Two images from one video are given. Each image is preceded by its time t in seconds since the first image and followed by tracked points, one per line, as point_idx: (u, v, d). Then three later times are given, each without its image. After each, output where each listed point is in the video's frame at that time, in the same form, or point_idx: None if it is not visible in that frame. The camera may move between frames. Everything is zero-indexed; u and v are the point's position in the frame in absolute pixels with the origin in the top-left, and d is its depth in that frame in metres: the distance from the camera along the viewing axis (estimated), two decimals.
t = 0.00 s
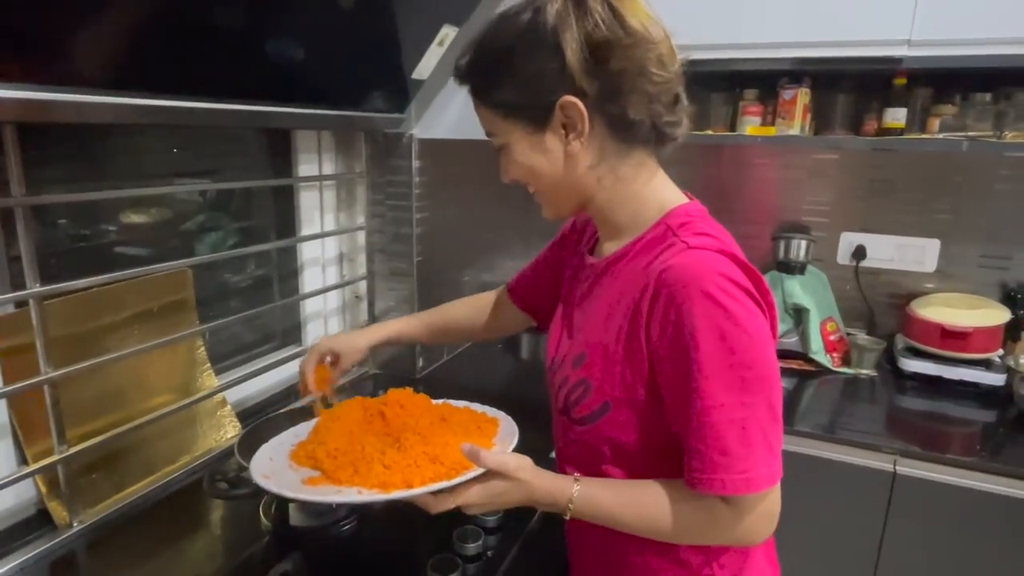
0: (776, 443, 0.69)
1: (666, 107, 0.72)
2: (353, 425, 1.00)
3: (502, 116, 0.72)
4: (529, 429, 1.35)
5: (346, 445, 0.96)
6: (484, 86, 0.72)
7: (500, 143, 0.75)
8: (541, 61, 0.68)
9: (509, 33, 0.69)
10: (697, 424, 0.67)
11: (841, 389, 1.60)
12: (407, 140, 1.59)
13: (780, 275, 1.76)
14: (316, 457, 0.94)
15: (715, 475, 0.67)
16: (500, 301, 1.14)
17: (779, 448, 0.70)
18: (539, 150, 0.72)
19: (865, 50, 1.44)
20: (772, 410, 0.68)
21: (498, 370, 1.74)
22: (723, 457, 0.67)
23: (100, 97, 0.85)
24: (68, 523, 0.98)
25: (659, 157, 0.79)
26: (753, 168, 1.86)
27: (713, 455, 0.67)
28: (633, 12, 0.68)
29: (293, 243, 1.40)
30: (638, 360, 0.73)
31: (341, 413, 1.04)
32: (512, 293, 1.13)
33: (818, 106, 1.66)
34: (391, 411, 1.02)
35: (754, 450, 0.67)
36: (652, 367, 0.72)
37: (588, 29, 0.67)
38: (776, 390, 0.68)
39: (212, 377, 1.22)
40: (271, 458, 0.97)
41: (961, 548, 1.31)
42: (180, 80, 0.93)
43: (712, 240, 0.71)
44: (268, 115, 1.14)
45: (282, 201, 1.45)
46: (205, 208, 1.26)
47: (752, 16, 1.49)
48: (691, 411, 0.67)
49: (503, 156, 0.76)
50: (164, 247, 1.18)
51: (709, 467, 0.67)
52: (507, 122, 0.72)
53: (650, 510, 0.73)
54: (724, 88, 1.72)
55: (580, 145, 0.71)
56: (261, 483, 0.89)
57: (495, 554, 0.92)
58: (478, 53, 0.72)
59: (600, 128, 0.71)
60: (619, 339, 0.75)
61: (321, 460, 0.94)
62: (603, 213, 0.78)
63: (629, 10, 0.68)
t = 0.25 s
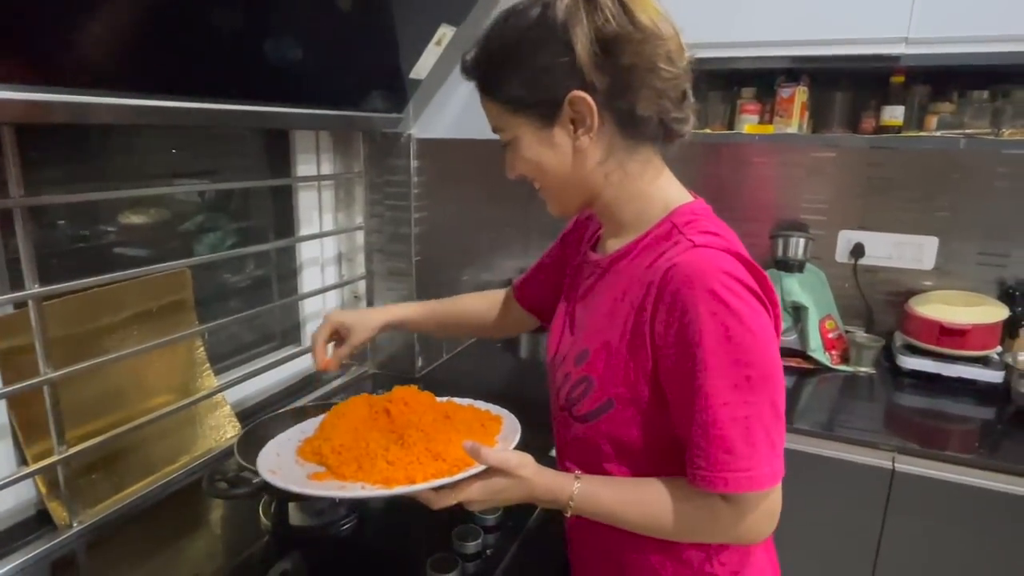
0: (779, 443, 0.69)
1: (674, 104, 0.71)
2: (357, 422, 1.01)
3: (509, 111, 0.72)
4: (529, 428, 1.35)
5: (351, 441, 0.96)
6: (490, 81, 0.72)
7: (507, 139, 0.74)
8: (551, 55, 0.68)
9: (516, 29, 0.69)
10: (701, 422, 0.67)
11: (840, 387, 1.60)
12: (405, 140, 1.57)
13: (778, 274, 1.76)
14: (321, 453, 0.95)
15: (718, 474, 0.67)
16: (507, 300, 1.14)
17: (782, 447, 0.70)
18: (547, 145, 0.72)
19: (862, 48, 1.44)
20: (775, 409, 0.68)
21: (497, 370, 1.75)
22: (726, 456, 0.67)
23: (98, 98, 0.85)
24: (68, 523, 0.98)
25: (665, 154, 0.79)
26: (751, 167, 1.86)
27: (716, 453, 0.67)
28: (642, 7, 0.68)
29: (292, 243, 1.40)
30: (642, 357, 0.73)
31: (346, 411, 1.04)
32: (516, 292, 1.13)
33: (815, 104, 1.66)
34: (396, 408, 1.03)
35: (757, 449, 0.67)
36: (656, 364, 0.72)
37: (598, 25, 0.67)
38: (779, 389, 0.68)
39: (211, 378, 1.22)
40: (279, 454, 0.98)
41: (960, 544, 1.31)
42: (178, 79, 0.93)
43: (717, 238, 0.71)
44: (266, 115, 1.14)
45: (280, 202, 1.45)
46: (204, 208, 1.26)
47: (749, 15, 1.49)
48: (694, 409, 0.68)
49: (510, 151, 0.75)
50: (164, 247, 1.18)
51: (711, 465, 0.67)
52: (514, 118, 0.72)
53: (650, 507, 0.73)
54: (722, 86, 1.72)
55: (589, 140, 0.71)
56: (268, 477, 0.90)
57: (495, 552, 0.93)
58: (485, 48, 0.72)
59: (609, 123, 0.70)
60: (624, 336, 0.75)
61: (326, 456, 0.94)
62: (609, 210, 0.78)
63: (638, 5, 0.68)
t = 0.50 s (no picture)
0: (769, 449, 0.69)
1: (685, 99, 0.72)
2: (357, 411, 1.01)
3: (520, 103, 0.72)
4: (527, 426, 1.36)
5: (349, 429, 0.97)
6: (503, 72, 0.72)
7: (518, 130, 0.74)
8: (567, 45, 0.68)
9: (527, 22, 0.70)
10: (692, 422, 0.67)
11: (837, 384, 1.60)
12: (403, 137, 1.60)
13: (777, 270, 1.76)
14: (322, 439, 0.96)
15: (706, 476, 0.67)
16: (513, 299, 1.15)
17: (772, 454, 0.70)
18: (557, 137, 0.72)
19: (859, 45, 1.44)
20: (767, 415, 0.68)
21: (495, 367, 1.75)
22: (714, 458, 0.67)
23: (94, 97, 0.85)
24: (67, 522, 0.98)
25: (671, 151, 0.80)
26: (749, 164, 1.86)
27: (705, 455, 0.67)
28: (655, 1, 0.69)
29: (289, 241, 1.40)
30: (641, 354, 0.73)
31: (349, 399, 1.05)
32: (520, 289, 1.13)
33: (814, 101, 1.66)
34: (397, 395, 1.03)
35: (746, 453, 0.67)
36: (654, 362, 0.72)
37: (615, 17, 0.67)
38: (773, 395, 0.68)
39: (210, 376, 1.22)
40: (283, 438, 1.00)
41: (957, 541, 1.32)
42: (175, 76, 0.93)
43: (720, 239, 0.71)
44: (263, 113, 1.14)
45: (278, 200, 1.44)
46: (202, 206, 1.26)
47: (747, 12, 1.49)
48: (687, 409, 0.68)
49: (520, 143, 0.75)
50: (163, 245, 1.19)
51: (699, 467, 0.67)
52: (527, 109, 0.72)
53: (633, 506, 0.74)
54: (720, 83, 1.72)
55: (602, 133, 0.71)
56: (268, 461, 0.92)
57: (493, 549, 0.93)
58: (496, 41, 0.72)
59: (621, 117, 0.71)
60: (623, 333, 0.75)
61: (326, 442, 0.96)
62: (615, 205, 0.79)
63: None
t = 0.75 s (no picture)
0: (767, 452, 0.68)
1: (699, 88, 0.71)
2: (350, 405, 0.99)
3: (532, 85, 0.71)
4: (528, 420, 1.34)
5: (344, 424, 0.95)
6: (514, 54, 0.71)
7: (528, 113, 0.73)
8: (580, 25, 0.67)
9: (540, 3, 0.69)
10: (691, 420, 0.66)
11: (838, 379, 1.60)
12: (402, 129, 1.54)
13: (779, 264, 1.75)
14: (316, 435, 0.94)
15: (701, 476, 0.67)
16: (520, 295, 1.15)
17: (771, 457, 0.68)
18: (566, 122, 0.71)
19: (863, 37, 1.43)
20: (767, 417, 0.66)
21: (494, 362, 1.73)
22: (710, 458, 0.66)
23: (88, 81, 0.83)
24: (61, 515, 0.96)
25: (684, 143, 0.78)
26: (750, 158, 1.85)
27: (701, 454, 0.66)
28: None
29: (288, 232, 1.38)
30: (646, 349, 0.72)
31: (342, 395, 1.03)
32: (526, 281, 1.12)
33: (817, 95, 1.65)
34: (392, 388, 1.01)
35: (742, 455, 0.66)
36: (658, 357, 0.71)
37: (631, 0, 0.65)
38: (775, 396, 0.66)
39: (207, 368, 1.20)
40: (276, 434, 0.97)
41: (959, 536, 1.31)
42: (174, 61, 0.91)
43: (730, 234, 0.69)
44: (260, 100, 1.12)
45: (276, 190, 1.43)
46: (198, 198, 1.23)
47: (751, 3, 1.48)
48: (687, 406, 0.67)
49: (529, 127, 0.74)
50: (160, 237, 1.17)
51: (694, 466, 0.66)
52: (537, 91, 0.71)
53: (624, 504, 0.73)
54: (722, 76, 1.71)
55: (611, 120, 0.70)
56: (262, 459, 0.90)
57: (495, 545, 0.91)
58: (508, 22, 0.71)
59: (632, 105, 0.70)
60: (629, 326, 0.74)
61: (320, 437, 0.93)
62: (623, 194, 0.78)
63: None
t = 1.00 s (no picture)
0: (785, 466, 0.66)
1: (714, 95, 0.69)
2: (347, 426, 0.94)
3: (545, 87, 0.69)
4: (523, 434, 1.32)
5: (341, 450, 0.89)
6: (528, 56, 0.69)
7: (538, 116, 0.71)
8: (596, 28, 0.66)
9: (554, 5, 0.68)
10: (707, 434, 0.65)
11: (829, 393, 1.60)
12: (400, 134, 1.49)
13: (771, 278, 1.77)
14: (311, 461, 0.89)
15: (717, 490, 0.65)
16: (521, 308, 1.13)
17: (788, 471, 0.67)
18: (579, 126, 0.69)
19: (857, 55, 1.44)
20: (784, 431, 0.65)
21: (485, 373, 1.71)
22: (727, 473, 0.64)
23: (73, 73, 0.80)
24: (40, 529, 0.91)
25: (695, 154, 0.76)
26: (743, 173, 1.86)
27: (718, 468, 0.65)
28: None
29: (279, 238, 1.35)
30: (659, 360, 0.71)
31: (337, 419, 0.96)
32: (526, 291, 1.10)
33: (809, 112, 1.67)
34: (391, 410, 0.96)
35: (760, 469, 0.64)
36: (671, 369, 0.70)
37: (649, 4, 0.65)
38: (792, 409, 0.65)
39: (194, 377, 1.16)
40: (268, 461, 0.91)
41: (950, 552, 1.32)
42: (171, 55, 0.89)
43: (745, 243, 0.67)
44: (256, 101, 1.09)
45: (269, 195, 1.40)
46: (180, 203, 1.20)
47: (747, 20, 1.50)
48: (702, 419, 0.65)
49: (540, 130, 0.73)
50: (140, 240, 1.13)
51: (710, 480, 0.65)
52: (551, 93, 0.69)
53: (635, 522, 0.71)
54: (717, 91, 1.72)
55: (625, 125, 0.68)
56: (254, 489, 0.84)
57: (497, 561, 0.89)
58: (522, 24, 0.70)
59: (647, 110, 0.68)
60: (641, 337, 0.72)
61: (316, 465, 0.88)
62: (633, 201, 0.75)
63: None
